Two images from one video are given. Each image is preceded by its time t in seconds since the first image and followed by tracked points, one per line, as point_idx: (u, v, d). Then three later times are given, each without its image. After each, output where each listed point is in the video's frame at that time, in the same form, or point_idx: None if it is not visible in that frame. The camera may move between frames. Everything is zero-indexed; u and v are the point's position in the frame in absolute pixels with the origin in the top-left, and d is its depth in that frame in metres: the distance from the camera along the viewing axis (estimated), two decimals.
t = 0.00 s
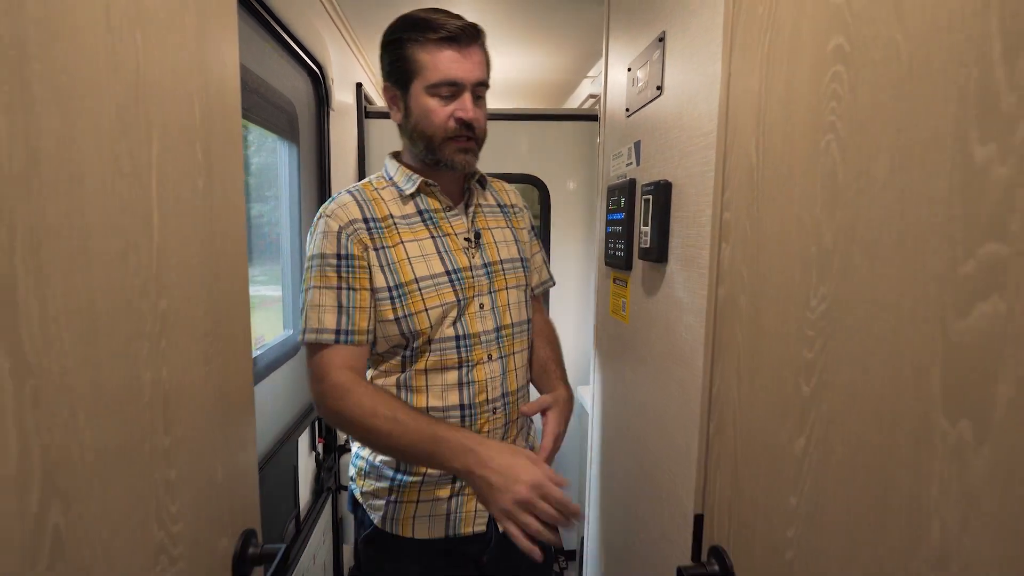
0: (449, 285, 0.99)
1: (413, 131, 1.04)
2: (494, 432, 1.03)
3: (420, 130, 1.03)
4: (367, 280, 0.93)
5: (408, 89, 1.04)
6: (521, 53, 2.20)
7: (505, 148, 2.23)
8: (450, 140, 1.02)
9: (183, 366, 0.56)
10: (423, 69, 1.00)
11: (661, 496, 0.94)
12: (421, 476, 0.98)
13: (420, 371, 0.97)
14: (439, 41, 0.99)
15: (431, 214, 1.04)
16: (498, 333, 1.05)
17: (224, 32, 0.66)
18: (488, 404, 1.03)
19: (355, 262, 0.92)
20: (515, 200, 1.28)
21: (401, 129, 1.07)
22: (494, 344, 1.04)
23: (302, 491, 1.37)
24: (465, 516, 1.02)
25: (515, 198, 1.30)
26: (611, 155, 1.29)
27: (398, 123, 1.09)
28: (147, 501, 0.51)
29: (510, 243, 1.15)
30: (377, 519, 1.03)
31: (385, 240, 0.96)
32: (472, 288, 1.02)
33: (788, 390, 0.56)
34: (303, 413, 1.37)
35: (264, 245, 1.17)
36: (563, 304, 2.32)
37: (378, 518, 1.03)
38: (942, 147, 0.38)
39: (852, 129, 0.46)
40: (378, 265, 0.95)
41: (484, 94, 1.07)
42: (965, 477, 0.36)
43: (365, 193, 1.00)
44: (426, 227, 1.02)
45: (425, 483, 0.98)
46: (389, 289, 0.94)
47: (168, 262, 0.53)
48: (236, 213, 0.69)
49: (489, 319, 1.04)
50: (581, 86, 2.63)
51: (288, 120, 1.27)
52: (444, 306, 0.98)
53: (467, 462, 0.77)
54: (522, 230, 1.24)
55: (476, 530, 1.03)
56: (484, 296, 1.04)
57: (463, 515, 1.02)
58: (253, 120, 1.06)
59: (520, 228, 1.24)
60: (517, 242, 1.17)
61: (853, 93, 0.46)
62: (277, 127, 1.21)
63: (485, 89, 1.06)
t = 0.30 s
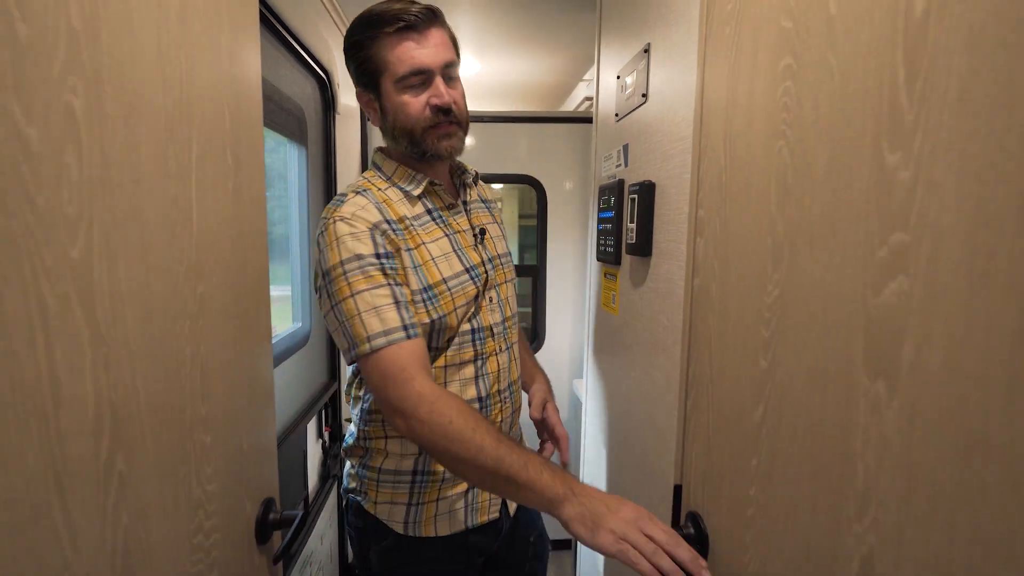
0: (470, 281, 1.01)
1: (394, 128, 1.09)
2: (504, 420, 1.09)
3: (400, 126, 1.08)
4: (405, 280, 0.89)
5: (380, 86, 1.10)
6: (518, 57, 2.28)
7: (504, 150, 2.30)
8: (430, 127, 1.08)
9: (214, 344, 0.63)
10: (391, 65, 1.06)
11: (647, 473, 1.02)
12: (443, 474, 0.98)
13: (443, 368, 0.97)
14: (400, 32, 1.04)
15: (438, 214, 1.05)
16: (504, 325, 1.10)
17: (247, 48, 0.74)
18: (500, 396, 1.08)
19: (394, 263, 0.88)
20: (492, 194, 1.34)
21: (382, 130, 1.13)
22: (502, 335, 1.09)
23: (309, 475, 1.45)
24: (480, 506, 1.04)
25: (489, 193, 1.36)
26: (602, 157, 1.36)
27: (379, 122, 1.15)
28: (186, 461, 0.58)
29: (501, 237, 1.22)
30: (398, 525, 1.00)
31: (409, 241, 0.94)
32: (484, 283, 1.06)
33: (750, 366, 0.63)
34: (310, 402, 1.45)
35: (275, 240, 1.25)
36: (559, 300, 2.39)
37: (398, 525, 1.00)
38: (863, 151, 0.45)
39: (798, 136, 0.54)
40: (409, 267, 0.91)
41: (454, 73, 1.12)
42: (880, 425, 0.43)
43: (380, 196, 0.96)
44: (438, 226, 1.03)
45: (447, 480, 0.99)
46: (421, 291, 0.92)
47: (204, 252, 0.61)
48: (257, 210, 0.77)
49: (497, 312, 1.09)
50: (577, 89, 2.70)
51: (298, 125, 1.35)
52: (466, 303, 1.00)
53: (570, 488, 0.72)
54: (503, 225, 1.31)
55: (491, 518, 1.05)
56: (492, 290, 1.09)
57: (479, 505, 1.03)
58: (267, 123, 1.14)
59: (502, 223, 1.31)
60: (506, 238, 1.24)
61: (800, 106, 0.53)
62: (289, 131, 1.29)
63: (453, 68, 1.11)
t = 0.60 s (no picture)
0: (483, 294, 1.06)
1: (426, 125, 1.13)
2: (509, 421, 1.15)
3: (432, 121, 1.13)
4: (425, 298, 0.94)
5: (398, 87, 1.14)
6: (516, 64, 2.33)
7: (502, 154, 2.36)
8: (458, 112, 1.15)
9: (232, 341, 0.69)
10: (408, 64, 1.12)
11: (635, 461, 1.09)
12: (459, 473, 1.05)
13: (457, 377, 1.03)
14: (408, 30, 1.12)
15: (452, 224, 1.10)
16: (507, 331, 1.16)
17: (259, 66, 0.80)
18: (506, 398, 1.14)
19: (417, 283, 0.92)
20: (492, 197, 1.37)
21: (409, 132, 1.15)
22: (506, 341, 1.15)
23: (314, 469, 1.50)
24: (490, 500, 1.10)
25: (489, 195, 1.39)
26: (595, 163, 1.42)
27: (399, 126, 1.18)
28: (208, 448, 0.64)
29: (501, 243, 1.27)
30: (421, 526, 1.04)
31: (430, 257, 0.98)
32: (493, 294, 1.12)
33: (722, 362, 0.69)
34: (314, 398, 1.51)
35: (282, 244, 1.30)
36: (557, 301, 2.45)
37: (421, 527, 1.04)
38: (812, 170, 0.51)
39: (761, 153, 0.60)
40: (430, 283, 0.96)
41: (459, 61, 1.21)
42: (824, 413, 0.49)
43: (399, 211, 1.00)
44: (453, 237, 1.07)
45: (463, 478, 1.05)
46: (442, 306, 0.97)
47: (222, 256, 0.66)
48: (269, 217, 0.83)
49: (503, 318, 1.14)
50: (574, 94, 2.76)
51: (304, 132, 1.41)
52: (479, 314, 1.05)
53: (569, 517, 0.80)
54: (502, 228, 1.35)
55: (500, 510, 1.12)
56: (498, 298, 1.15)
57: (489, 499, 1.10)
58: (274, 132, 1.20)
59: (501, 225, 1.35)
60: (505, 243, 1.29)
61: (763, 127, 0.59)
62: (295, 139, 1.35)
63: (457, 56, 1.20)
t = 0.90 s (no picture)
0: (477, 294, 1.10)
1: (414, 129, 1.17)
2: (501, 417, 1.19)
3: (420, 125, 1.17)
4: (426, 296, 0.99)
5: (386, 97, 1.20)
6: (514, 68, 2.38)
7: (500, 157, 2.41)
8: (446, 113, 1.19)
9: (242, 342, 0.73)
10: (394, 73, 1.17)
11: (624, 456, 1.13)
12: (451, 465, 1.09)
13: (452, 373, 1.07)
14: (392, 41, 1.17)
15: (446, 227, 1.14)
16: (501, 330, 1.21)
17: (267, 81, 0.84)
18: (498, 395, 1.18)
19: (418, 283, 0.97)
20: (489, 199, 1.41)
21: (401, 138, 1.20)
22: (499, 339, 1.20)
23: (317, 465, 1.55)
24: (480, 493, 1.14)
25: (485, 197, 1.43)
26: (589, 168, 1.47)
27: (390, 134, 1.23)
28: (221, 441, 0.68)
29: (496, 244, 1.31)
30: (408, 513, 1.08)
31: (427, 258, 1.03)
32: (487, 294, 1.16)
33: (702, 362, 0.73)
34: (317, 396, 1.56)
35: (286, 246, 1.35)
36: (554, 301, 2.50)
37: (406, 514, 1.08)
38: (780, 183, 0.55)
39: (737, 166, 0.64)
40: (428, 283, 1.01)
41: (444, 68, 1.26)
42: (790, 406, 0.54)
43: (396, 215, 1.04)
44: (448, 240, 1.11)
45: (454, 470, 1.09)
46: (440, 304, 1.02)
47: (234, 262, 0.71)
48: (276, 224, 0.87)
49: (496, 317, 1.19)
50: (572, 97, 2.80)
51: (306, 137, 1.46)
52: (472, 313, 1.09)
53: (559, 518, 0.85)
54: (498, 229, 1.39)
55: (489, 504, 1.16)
56: (492, 297, 1.19)
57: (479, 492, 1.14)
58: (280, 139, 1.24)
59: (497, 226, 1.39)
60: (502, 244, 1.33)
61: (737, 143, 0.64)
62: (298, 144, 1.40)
63: (442, 63, 1.25)
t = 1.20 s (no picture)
0: (470, 290, 1.13)
1: (407, 137, 1.21)
2: (498, 410, 1.22)
3: (412, 132, 1.21)
4: (409, 294, 1.02)
5: (382, 106, 1.24)
6: (514, 70, 2.41)
7: (500, 158, 2.44)
8: (437, 121, 1.21)
9: (252, 338, 0.77)
10: (389, 84, 1.22)
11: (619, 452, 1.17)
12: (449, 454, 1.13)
13: (446, 368, 1.11)
14: (388, 51, 1.21)
15: (442, 227, 1.18)
16: (497, 326, 1.23)
17: (275, 88, 0.88)
18: (495, 390, 1.21)
19: (400, 281, 1.00)
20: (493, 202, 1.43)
21: (397, 144, 1.25)
22: (496, 336, 1.23)
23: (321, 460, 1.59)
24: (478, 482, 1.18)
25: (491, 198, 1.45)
26: (586, 169, 1.50)
27: (388, 141, 1.28)
28: (234, 432, 0.72)
29: (497, 244, 1.33)
30: (407, 499, 1.12)
31: (415, 257, 1.06)
32: (482, 291, 1.19)
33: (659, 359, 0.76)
34: (321, 391, 1.60)
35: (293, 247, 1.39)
36: (553, 300, 2.53)
37: (406, 499, 1.12)
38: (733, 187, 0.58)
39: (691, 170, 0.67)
40: (416, 281, 1.04)
41: (442, 76, 1.27)
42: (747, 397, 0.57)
43: (389, 215, 1.09)
44: (441, 239, 1.15)
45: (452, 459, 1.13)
46: (429, 301, 1.05)
47: (245, 262, 0.75)
48: (284, 225, 0.91)
49: (493, 314, 1.21)
50: (571, 99, 2.84)
51: (311, 140, 1.50)
52: (465, 309, 1.12)
53: (512, 514, 0.83)
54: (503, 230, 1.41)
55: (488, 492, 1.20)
56: (488, 295, 1.22)
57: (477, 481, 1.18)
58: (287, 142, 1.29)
59: (501, 227, 1.42)
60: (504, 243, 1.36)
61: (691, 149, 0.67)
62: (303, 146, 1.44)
63: (439, 72, 1.27)
